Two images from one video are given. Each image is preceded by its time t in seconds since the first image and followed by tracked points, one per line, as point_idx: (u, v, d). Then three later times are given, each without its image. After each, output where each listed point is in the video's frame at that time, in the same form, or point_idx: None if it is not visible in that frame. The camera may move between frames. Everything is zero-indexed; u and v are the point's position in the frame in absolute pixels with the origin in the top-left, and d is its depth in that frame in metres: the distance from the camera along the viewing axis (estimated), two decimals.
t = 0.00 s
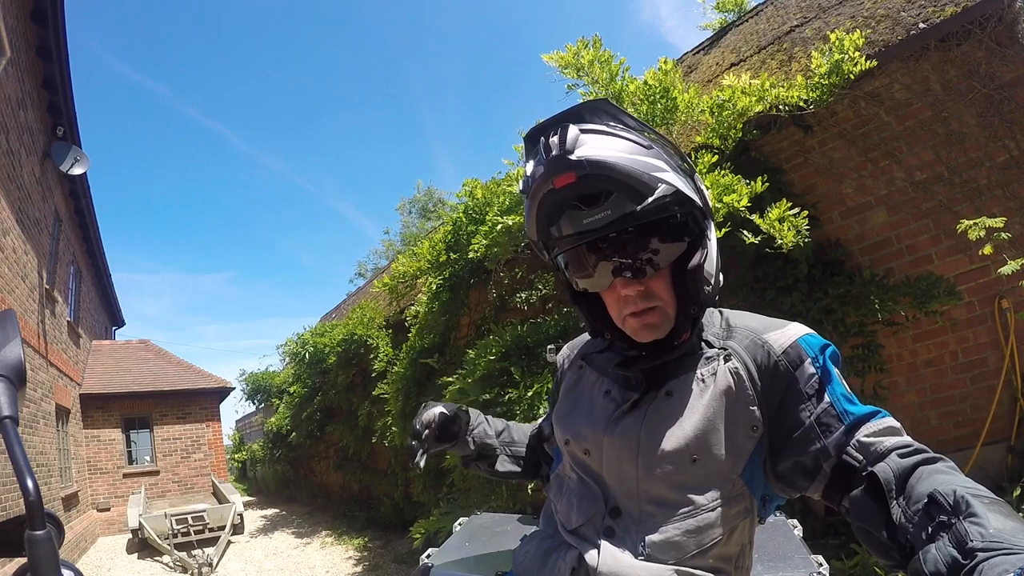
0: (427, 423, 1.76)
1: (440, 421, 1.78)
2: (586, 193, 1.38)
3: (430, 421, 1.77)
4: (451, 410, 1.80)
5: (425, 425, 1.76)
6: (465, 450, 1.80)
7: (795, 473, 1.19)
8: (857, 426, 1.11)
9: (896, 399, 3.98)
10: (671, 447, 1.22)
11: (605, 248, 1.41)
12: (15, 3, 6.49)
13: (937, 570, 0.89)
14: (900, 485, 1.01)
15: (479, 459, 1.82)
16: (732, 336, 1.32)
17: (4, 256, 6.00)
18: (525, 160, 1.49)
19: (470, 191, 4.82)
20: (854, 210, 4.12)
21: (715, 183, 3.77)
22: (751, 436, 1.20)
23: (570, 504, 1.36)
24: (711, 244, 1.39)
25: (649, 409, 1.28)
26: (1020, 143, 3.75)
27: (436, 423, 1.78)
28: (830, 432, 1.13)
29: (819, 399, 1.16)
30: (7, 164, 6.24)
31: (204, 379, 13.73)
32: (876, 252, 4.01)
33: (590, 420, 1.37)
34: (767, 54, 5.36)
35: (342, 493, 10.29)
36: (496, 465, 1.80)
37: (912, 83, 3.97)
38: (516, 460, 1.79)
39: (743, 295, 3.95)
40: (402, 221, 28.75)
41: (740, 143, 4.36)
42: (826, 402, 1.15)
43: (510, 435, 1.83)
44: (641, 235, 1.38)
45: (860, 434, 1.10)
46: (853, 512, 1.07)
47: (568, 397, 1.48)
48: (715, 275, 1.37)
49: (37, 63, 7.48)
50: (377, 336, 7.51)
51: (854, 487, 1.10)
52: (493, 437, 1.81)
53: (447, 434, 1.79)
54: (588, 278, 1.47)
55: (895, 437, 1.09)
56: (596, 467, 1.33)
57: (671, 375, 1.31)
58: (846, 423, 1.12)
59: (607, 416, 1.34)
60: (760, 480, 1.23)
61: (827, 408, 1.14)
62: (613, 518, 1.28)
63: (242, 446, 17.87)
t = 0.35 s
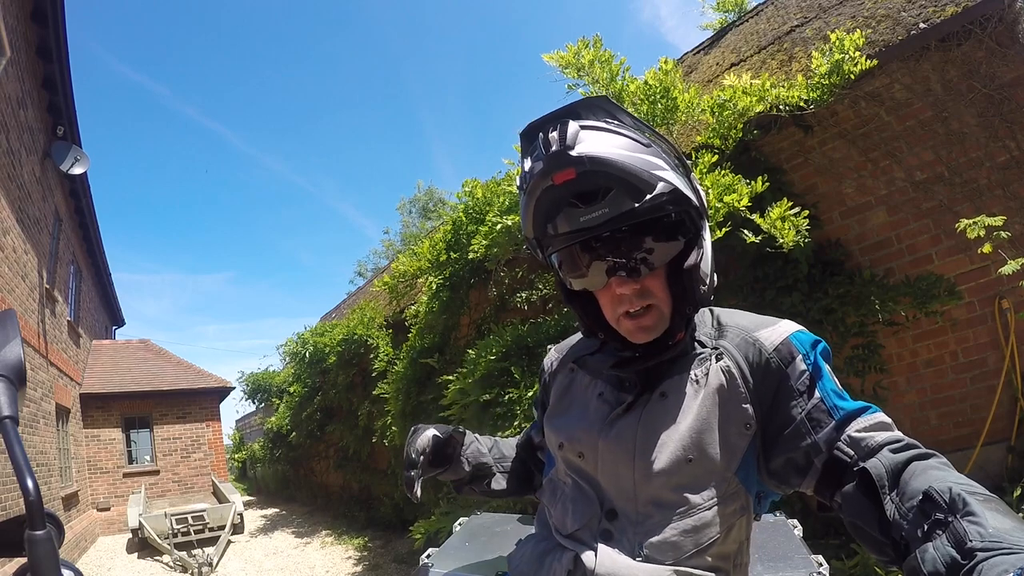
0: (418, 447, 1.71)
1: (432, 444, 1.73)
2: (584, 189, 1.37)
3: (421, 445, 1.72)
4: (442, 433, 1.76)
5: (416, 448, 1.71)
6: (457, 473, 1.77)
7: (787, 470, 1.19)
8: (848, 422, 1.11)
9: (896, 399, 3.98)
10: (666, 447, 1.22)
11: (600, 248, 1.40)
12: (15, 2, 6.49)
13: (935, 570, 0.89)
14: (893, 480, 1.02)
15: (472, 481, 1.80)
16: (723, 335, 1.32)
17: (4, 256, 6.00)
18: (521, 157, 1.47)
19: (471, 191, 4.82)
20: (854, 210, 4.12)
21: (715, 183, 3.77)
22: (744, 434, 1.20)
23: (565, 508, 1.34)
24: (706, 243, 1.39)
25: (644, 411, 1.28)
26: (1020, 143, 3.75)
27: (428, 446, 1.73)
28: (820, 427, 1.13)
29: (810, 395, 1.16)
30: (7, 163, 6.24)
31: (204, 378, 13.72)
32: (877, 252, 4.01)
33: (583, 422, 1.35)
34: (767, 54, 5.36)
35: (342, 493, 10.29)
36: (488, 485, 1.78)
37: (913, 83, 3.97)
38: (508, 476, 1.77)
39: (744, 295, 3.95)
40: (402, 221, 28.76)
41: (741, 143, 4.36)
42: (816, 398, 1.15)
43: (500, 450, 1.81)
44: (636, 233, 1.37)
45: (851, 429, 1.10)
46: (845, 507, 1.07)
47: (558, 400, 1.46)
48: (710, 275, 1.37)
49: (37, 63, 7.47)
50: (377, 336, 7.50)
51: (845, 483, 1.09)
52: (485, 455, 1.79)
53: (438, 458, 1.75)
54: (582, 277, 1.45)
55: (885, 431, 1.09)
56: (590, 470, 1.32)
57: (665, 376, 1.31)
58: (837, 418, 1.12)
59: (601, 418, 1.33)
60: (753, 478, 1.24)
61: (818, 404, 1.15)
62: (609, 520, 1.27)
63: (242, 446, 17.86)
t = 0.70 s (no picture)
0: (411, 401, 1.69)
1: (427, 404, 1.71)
2: (571, 192, 1.37)
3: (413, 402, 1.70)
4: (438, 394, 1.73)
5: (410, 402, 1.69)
6: (439, 444, 1.74)
7: (785, 468, 1.19)
8: (843, 419, 1.12)
9: (896, 399, 3.98)
10: (663, 448, 1.22)
11: (592, 248, 1.39)
12: (15, 2, 6.49)
13: (935, 570, 0.89)
14: (890, 477, 1.02)
15: (449, 461, 1.76)
16: (718, 334, 1.32)
17: (4, 256, 5.99)
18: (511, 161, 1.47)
19: (470, 192, 4.82)
20: (853, 210, 4.12)
21: (715, 183, 3.77)
22: (741, 433, 1.21)
23: (566, 509, 1.34)
24: (696, 244, 1.38)
25: (641, 411, 1.28)
26: (1020, 143, 3.75)
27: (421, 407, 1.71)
28: (815, 425, 1.14)
29: (805, 394, 1.17)
30: (7, 163, 6.23)
31: (204, 378, 13.72)
32: (877, 252, 4.01)
33: (582, 423, 1.35)
34: (767, 54, 5.36)
35: (342, 493, 10.29)
36: (465, 467, 1.75)
37: (913, 83, 3.97)
38: (488, 463, 1.75)
39: (744, 295, 3.95)
40: (402, 221, 28.77)
41: (741, 143, 4.36)
42: (811, 396, 1.16)
43: (483, 435, 1.79)
44: (627, 235, 1.37)
45: (846, 427, 1.10)
46: (843, 505, 1.07)
47: (555, 401, 1.45)
48: (699, 275, 1.35)
49: (37, 63, 7.47)
50: (377, 336, 7.50)
51: (841, 481, 1.10)
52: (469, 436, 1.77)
53: (426, 420, 1.71)
54: (574, 278, 1.44)
55: (881, 429, 1.09)
56: (589, 472, 1.32)
57: (659, 376, 1.32)
58: (833, 416, 1.13)
59: (598, 418, 1.33)
60: (752, 477, 1.24)
61: (813, 402, 1.16)
62: (609, 521, 1.26)
63: (242, 446, 17.87)
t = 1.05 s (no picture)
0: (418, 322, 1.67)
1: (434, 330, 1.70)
2: (568, 194, 1.37)
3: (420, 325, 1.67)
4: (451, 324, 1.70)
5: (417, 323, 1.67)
6: (429, 381, 1.73)
7: (780, 463, 1.20)
8: (836, 413, 1.13)
9: (896, 399, 3.98)
10: (660, 444, 1.22)
11: (588, 248, 1.40)
12: (15, 3, 6.49)
13: (935, 568, 0.89)
14: (886, 470, 1.02)
15: (431, 406, 1.75)
16: (712, 331, 1.32)
17: (4, 256, 5.99)
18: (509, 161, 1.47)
19: (470, 191, 4.82)
20: (853, 210, 4.12)
21: (715, 183, 3.77)
22: (736, 428, 1.21)
23: (563, 508, 1.33)
24: (689, 246, 1.39)
25: (636, 408, 1.28)
26: (1020, 143, 3.75)
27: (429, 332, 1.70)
28: (808, 419, 1.15)
29: (798, 389, 1.17)
30: (7, 163, 6.24)
31: (204, 378, 13.72)
32: (876, 252, 4.01)
33: (577, 421, 1.34)
34: (767, 54, 5.36)
35: (342, 493, 10.29)
36: (443, 422, 1.73)
37: (913, 83, 3.97)
38: (466, 429, 1.72)
39: (744, 295, 3.94)
40: (402, 221, 28.77)
41: (741, 143, 4.36)
42: (805, 390, 1.16)
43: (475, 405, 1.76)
44: (622, 235, 1.37)
45: (840, 421, 1.11)
46: (840, 499, 1.08)
47: (549, 399, 1.44)
48: (692, 276, 1.35)
49: (37, 63, 7.47)
50: (378, 336, 7.50)
51: (837, 474, 1.11)
52: (459, 391, 1.75)
53: (428, 348, 1.71)
54: (570, 278, 1.44)
55: (875, 421, 1.10)
56: (585, 469, 1.31)
57: (654, 373, 1.31)
58: (825, 410, 1.13)
59: (594, 415, 1.33)
60: (747, 473, 1.24)
61: (806, 396, 1.16)
62: (608, 519, 1.26)
63: (242, 446, 17.87)
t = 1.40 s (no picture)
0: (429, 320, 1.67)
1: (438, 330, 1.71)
2: (570, 189, 1.37)
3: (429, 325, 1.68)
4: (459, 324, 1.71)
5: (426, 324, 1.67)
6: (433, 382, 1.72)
7: (780, 464, 1.20)
8: (837, 414, 1.13)
9: (896, 399, 3.98)
10: (660, 446, 1.22)
11: (588, 247, 1.39)
12: (15, 2, 6.49)
13: (936, 568, 0.89)
14: (887, 472, 1.02)
15: (431, 409, 1.74)
16: (712, 332, 1.32)
17: (4, 256, 5.99)
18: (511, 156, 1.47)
19: (470, 191, 4.82)
20: (853, 210, 4.12)
21: (715, 183, 3.76)
22: (736, 430, 1.21)
23: (563, 510, 1.33)
24: (692, 245, 1.39)
25: (636, 409, 1.28)
26: (1021, 143, 3.75)
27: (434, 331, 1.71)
28: (808, 420, 1.15)
29: (798, 389, 1.17)
30: (7, 163, 6.24)
31: (204, 378, 13.71)
32: (877, 252, 4.01)
33: (577, 423, 1.34)
34: (767, 54, 5.36)
35: (342, 493, 10.29)
36: (442, 424, 1.72)
37: (913, 83, 3.97)
38: (466, 432, 1.72)
39: (744, 295, 3.94)
40: (402, 221, 28.77)
41: (741, 143, 4.36)
42: (804, 391, 1.16)
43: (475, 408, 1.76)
44: (623, 234, 1.37)
45: (841, 422, 1.11)
46: (840, 500, 1.08)
47: (548, 400, 1.44)
48: (694, 276, 1.36)
49: (37, 63, 7.47)
50: (378, 337, 7.50)
51: (837, 475, 1.11)
52: (459, 393, 1.74)
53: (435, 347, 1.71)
54: (570, 277, 1.43)
55: (876, 422, 1.10)
56: (585, 471, 1.31)
57: (654, 375, 1.31)
58: (826, 410, 1.14)
59: (594, 417, 1.33)
60: (748, 474, 1.24)
61: (806, 397, 1.16)
62: (608, 521, 1.26)
63: (242, 446, 17.87)
